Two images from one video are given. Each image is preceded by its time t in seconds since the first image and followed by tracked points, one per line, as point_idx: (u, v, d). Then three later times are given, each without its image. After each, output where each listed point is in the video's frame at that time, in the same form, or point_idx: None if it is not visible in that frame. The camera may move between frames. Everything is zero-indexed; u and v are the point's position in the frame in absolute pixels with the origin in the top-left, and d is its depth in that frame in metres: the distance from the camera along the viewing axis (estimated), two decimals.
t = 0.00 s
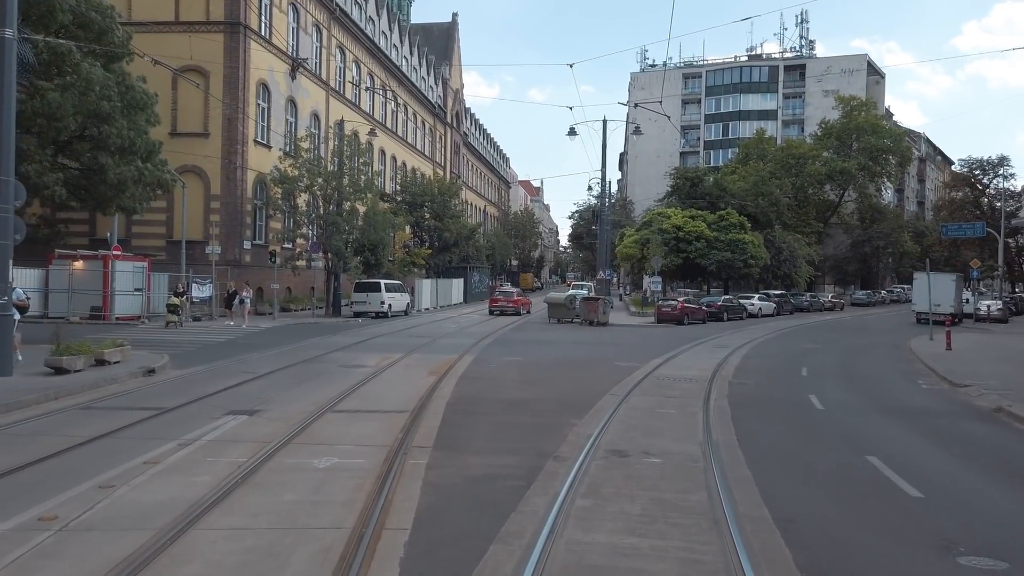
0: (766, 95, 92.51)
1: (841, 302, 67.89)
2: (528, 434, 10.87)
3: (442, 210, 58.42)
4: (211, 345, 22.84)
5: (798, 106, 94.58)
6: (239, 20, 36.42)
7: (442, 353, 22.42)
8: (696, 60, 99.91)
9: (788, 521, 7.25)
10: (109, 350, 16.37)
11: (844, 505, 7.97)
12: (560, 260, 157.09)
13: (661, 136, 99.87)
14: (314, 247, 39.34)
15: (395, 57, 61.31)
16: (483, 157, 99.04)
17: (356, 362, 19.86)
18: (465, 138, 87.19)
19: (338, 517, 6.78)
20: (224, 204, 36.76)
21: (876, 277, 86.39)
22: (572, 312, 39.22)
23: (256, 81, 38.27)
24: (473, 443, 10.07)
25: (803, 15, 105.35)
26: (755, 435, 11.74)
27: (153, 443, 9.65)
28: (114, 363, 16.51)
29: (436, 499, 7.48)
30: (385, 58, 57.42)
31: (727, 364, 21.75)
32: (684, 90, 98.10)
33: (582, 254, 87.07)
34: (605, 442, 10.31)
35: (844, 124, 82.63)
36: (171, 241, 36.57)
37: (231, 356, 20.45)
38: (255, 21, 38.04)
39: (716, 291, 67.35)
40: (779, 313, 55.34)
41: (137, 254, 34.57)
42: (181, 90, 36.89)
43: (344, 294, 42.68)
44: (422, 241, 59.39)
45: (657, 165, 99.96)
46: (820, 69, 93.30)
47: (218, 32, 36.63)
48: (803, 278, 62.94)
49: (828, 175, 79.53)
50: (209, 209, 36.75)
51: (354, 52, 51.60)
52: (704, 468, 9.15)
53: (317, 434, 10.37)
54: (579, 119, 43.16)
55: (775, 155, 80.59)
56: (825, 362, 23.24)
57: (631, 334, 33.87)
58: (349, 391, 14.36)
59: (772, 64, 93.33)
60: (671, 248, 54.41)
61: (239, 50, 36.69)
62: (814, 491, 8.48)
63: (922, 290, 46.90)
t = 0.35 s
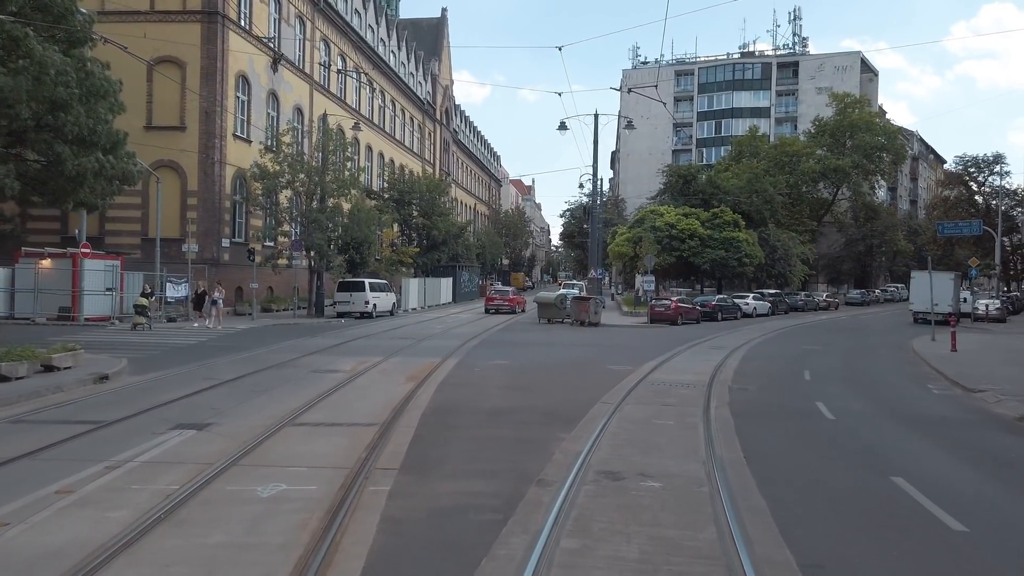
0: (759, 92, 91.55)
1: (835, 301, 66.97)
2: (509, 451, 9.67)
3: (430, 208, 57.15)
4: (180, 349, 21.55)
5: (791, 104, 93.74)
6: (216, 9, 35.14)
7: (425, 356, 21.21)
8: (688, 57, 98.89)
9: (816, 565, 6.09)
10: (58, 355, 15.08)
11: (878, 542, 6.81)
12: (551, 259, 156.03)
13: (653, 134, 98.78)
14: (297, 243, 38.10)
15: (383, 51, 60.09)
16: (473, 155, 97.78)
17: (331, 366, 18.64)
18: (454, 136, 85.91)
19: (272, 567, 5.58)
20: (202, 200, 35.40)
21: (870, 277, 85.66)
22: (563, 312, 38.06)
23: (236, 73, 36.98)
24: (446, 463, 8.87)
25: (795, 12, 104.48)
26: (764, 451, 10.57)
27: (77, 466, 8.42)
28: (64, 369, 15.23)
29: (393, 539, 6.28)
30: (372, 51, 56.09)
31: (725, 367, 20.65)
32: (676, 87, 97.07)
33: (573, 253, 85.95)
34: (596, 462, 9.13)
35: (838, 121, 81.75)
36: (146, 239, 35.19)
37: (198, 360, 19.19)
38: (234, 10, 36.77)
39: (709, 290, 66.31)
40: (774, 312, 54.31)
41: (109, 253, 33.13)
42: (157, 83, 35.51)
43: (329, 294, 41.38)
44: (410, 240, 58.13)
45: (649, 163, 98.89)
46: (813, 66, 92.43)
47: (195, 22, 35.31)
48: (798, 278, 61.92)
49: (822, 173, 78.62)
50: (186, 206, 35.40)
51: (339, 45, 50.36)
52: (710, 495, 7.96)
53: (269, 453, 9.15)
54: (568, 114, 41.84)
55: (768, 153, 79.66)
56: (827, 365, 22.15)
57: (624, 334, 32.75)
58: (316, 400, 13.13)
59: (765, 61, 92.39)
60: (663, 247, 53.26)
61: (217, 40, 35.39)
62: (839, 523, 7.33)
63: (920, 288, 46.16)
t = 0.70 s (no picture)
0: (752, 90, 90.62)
1: (831, 300, 66.02)
2: (487, 473, 8.47)
3: (418, 207, 55.86)
4: (145, 354, 20.26)
5: (785, 101, 92.88)
6: None
7: (406, 360, 19.97)
8: (680, 55, 97.90)
9: None
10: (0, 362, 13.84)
11: None
12: (544, 259, 154.82)
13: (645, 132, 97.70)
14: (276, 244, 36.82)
15: (370, 46, 58.80)
16: (463, 153, 96.57)
17: (304, 372, 17.39)
18: (444, 134, 84.69)
19: None
20: (178, 197, 34.05)
21: (864, 277, 84.87)
22: (553, 312, 36.85)
23: (214, 66, 35.65)
24: (413, 491, 7.64)
25: (788, 9, 103.63)
26: (776, 471, 9.37)
27: None
28: (7, 378, 13.98)
29: None
30: (358, 46, 54.79)
31: (724, 371, 19.51)
32: (668, 85, 96.04)
33: (565, 253, 84.81)
34: (587, 488, 7.92)
35: (832, 119, 80.85)
36: (120, 238, 33.83)
37: (161, 366, 17.93)
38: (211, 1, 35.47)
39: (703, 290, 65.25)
40: (769, 312, 53.26)
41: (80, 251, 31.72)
42: (131, 76, 34.13)
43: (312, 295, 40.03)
44: (398, 239, 56.81)
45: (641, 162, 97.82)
46: (806, 63, 91.57)
47: (171, 12, 34.02)
48: (793, 277, 60.91)
49: (816, 171, 77.72)
50: (161, 203, 34.05)
51: (324, 39, 49.15)
52: (722, 533, 6.73)
53: (209, 479, 7.90)
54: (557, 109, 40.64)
55: (762, 151, 78.73)
56: (830, 369, 21.01)
57: (616, 336, 31.58)
58: (276, 413, 11.85)
59: (758, 58, 91.48)
60: (657, 245, 52.09)
61: (193, 31, 34.07)
62: (880, 567, 6.12)
63: (918, 287, 45.90)
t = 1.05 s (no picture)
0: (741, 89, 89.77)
1: (823, 302, 65.17)
2: (456, 505, 7.26)
3: (404, 207, 54.55)
4: (101, 360, 18.90)
5: (775, 101, 92.09)
6: None
7: (382, 367, 18.71)
8: (669, 54, 96.95)
9: None
10: None
11: None
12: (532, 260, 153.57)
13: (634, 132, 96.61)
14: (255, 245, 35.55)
15: (354, 43, 57.48)
16: (451, 153, 95.27)
17: (269, 380, 16.11)
18: (431, 133, 83.36)
19: None
20: (149, 195, 32.64)
21: (855, 278, 84.20)
22: (541, 315, 35.67)
23: (187, 59, 34.29)
24: (364, 531, 6.41)
25: (777, 8, 102.94)
26: (787, 498, 8.18)
27: None
28: None
29: None
30: (340, 41, 53.42)
31: (721, 378, 18.36)
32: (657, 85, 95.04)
33: (554, 254, 83.66)
34: (572, 526, 6.70)
35: (822, 118, 80.00)
36: (88, 238, 32.37)
37: (115, 374, 16.61)
38: None
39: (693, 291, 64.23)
40: (761, 314, 52.28)
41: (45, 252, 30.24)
42: (99, 69, 32.73)
43: (291, 297, 38.61)
44: (382, 240, 55.47)
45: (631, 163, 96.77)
46: (797, 62, 90.81)
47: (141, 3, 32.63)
48: (786, 278, 59.96)
49: (807, 171, 76.89)
50: (131, 202, 32.63)
51: (305, 34, 47.85)
52: None
53: (120, 519, 6.61)
54: (545, 106, 39.47)
55: (752, 150, 77.88)
56: (832, 375, 19.92)
57: (606, 339, 30.47)
58: (226, 431, 10.59)
59: (748, 57, 90.65)
60: (647, 246, 50.93)
61: (165, 22, 32.70)
62: None
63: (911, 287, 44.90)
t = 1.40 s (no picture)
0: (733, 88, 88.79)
1: (817, 303, 64.18)
2: (416, 551, 5.99)
3: (390, 207, 53.24)
4: (51, 369, 17.50)
5: (767, 100, 91.16)
6: None
7: (356, 375, 17.41)
8: (660, 53, 95.93)
9: None
10: None
11: None
12: (522, 261, 152.31)
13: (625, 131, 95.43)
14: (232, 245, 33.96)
15: (338, 39, 56.12)
16: (439, 153, 93.94)
17: (230, 389, 14.78)
18: (419, 132, 82.03)
19: None
20: (119, 193, 31.22)
21: (848, 279, 83.36)
22: (530, 318, 34.40)
23: (161, 52, 32.91)
24: None
25: (769, 7, 102.08)
26: (810, 535, 6.97)
27: None
28: None
29: None
30: (324, 36, 52.03)
31: (721, 385, 17.14)
32: (648, 84, 94.00)
33: (544, 255, 82.42)
34: None
35: (815, 117, 79.08)
36: (54, 239, 30.89)
37: (61, 385, 15.24)
38: None
39: (686, 292, 63.12)
40: (756, 316, 51.20)
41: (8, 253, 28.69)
42: (68, 62, 31.30)
43: (270, 300, 37.19)
44: (368, 241, 54.07)
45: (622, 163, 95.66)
46: (789, 61, 89.95)
47: None
48: (780, 279, 58.91)
49: (800, 170, 75.95)
50: (100, 200, 31.18)
51: (286, 29, 46.48)
52: None
53: None
54: (533, 101, 38.20)
55: (744, 150, 76.90)
56: (837, 381, 18.73)
57: (596, 343, 29.27)
58: (164, 453, 9.32)
59: (739, 56, 89.70)
60: (639, 246, 49.70)
61: (136, 13, 31.29)
62: None
63: (909, 287, 44.00)
